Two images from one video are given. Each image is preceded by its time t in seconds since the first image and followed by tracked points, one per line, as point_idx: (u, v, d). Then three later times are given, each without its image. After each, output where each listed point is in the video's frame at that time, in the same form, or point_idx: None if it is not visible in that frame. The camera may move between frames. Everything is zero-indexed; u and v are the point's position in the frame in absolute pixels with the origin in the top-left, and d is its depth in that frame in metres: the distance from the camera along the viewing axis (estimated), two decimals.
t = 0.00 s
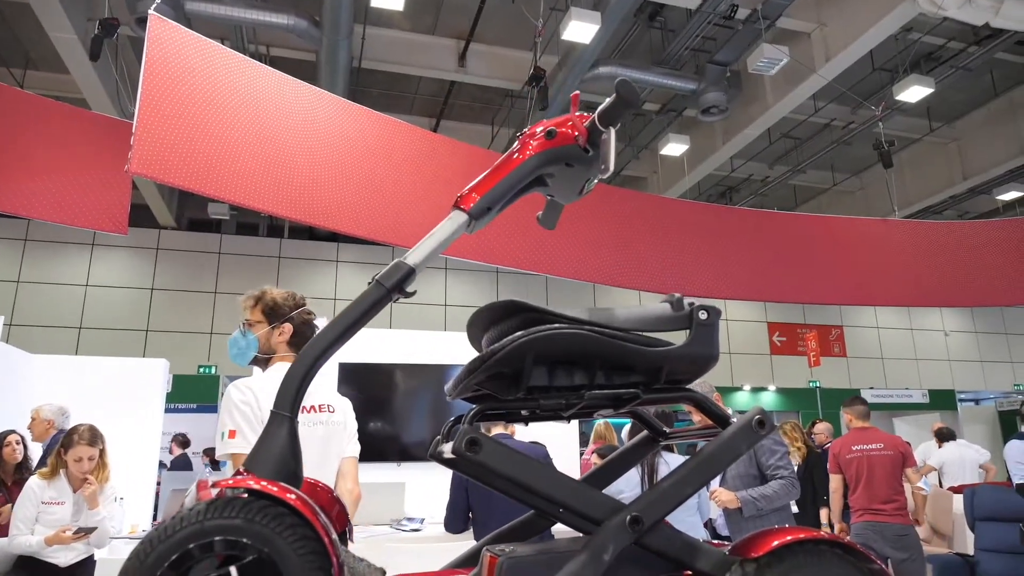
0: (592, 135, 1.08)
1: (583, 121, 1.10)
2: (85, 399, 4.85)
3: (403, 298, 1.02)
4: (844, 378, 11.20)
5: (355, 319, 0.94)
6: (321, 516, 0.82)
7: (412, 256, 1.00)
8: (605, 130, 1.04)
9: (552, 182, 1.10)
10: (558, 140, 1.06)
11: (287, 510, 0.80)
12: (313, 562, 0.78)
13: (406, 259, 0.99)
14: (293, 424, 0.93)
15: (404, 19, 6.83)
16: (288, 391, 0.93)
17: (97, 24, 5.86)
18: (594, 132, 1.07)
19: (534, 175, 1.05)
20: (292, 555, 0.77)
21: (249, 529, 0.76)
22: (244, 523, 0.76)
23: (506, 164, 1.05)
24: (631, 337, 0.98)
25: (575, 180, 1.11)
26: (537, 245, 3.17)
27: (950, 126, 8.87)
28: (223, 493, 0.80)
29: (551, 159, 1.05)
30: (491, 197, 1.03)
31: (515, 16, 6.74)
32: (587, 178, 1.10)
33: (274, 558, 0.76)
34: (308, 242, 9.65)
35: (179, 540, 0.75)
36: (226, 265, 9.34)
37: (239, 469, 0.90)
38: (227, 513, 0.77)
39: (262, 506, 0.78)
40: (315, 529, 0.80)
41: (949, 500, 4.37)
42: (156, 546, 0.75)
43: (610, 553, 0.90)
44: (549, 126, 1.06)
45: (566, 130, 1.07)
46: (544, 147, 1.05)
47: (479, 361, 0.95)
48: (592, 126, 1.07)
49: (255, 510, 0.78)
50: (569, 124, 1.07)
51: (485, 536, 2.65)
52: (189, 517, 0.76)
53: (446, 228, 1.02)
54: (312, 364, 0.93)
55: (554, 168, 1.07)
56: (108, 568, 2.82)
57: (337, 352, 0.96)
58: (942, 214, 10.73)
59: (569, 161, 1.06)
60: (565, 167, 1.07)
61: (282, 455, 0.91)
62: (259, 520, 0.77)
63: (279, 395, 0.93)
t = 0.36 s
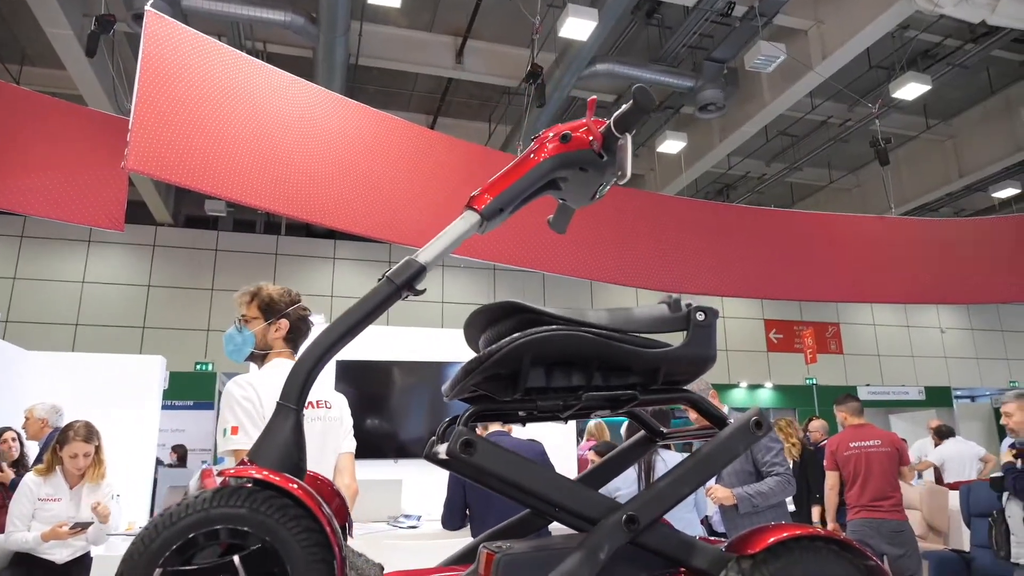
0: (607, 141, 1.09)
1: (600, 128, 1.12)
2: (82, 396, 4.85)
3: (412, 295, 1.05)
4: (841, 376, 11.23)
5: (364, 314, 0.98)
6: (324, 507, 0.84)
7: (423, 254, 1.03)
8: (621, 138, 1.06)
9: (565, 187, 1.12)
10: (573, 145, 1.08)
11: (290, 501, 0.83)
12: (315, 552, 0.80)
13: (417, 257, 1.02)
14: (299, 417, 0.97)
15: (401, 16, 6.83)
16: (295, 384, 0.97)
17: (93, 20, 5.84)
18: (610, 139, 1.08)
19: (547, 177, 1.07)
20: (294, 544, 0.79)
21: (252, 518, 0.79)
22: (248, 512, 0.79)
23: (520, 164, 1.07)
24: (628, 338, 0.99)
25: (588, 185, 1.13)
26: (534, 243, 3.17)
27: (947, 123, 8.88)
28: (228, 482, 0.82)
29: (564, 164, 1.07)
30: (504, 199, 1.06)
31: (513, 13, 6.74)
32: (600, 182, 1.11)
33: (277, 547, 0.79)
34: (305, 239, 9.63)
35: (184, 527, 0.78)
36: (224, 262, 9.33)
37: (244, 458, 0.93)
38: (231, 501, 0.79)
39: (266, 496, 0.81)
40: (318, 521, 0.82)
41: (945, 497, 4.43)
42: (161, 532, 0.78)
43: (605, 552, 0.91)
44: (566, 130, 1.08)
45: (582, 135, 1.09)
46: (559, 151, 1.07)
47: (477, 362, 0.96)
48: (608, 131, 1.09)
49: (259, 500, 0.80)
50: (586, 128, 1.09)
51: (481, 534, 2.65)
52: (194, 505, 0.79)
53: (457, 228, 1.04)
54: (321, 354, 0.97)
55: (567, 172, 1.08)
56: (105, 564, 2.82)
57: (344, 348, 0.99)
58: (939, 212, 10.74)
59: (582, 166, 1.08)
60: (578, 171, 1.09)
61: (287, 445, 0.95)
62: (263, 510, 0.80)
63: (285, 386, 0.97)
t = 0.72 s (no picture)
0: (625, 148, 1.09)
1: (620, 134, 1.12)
2: (81, 393, 4.85)
3: (425, 294, 1.06)
4: (839, 374, 11.25)
5: (376, 311, 0.99)
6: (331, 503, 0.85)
7: (437, 254, 1.04)
8: (638, 146, 1.05)
9: (580, 192, 1.12)
10: (589, 151, 1.07)
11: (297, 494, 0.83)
12: (320, 545, 0.81)
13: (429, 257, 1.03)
14: (307, 410, 0.97)
15: (399, 14, 6.81)
16: (302, 382, 0.97)
17: (92, 17, 5.84)
18: (627, 146, 1.07)
19: (563, 183, 1.08)
20: (300, 536, 0.80)
21: (259, 509, 0.79)
22: (255, 502, 0.80)
23: (536, 169, 1.08)
24: (627, 341, 1.00)
25: (603, 192, 1.12)
26: (531, 242, 3.17)
27: (945, 122, 8.89)
28: (236, 471, 0.83)
29: (581, 170, 1.07)
30: (518, 203, 1.07)
31: (512, 11, 6.73)
32: (616, 190, 1.11)
33: (284, 540, 0.79)
34: (303, 237, 9.62)
35: (192, 515, 0.79)
36: (222, 260, 9.32)
37: (253, 451, 0.93)
38: (239, 491, 0.80)
39: (274, 488, 0.82)
40: (324, 514, 0.83)
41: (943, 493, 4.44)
42: (169, 518, 0.79)
43: (602, 552, 0.92)
44: (584, 135, 1.08)
45: (600, 141, 1.08)
46: (576, 156, 1.07)
47: (476, 365, 0.96)
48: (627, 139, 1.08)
49: (267, 491, 0.81)
50: (604, 134, 1.09)
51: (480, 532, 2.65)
52: (203, 493, 0.80)
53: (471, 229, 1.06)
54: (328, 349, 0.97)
55: (583, 178, 1.09)
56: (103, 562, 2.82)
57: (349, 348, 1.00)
58: (937, 209, 10.75)
59: (599, 173, 1.07)
60: (594, 178, 1.09)
61: (294, 437, 0.95)
62: (270, 501, 0.80)
63: (293, 381, 0.97)
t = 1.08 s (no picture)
0: (641, 157, 1.11)
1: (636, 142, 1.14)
2: (77, 391, 4.84)
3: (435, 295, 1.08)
4: (836, 373, 11.26)
5: (384, 310, 1.01)
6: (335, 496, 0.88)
7: (448, 254, 1.06)
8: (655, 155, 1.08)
9: (594, 200, 1.14)
10: (604, 158, 1.10)
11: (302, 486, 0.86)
12: (322, 538, 0.83)
13: (441, 257, 1.05)
14: (313, 405, 0.98)
15: (398, 12, 6.79)
16: (310, 374, 0.98)
17: (88, 13, 5.82)
18: (644, 155, 1.11)
19: (578, 189, 1.10)
20: (303, 529, 0.83)
21: (265, 500, 0.82)
22: (261, 494, 0.82)
23: (552, 173, 1.10)
24: (626, 344, 1.01)
25: (617, 200, 1.15)
26: (528, 239, 3.16)
27: (942, 122, 8.91)
28: (242, 461, 0.86)
29: (597, 177, 1.10)
30: (533, 206, 1.09)
31: (511, 10, 6.72)
32: (629, 197, 1.14)
33: (288, 531, 0.82)
34: (301, 235, 9.60)
35: (197, 503, 0.81)
36: (219, 258, 9.30)
37: (256, 441, 0.94)
38: (245, 482, 0.83)
39: (279, 480, 0.85)
40: (327, 508, 0.86)
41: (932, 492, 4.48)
42: (174, 505, 0.81)
43: (597, 551, 0.93)
44: (600, 142, 1.11)
45: (615, 149, 1.11)
46: (591, 164, 1.10)
47: (473, 368, 0.97)
48: (642, 148, 1.11)
49: (273, 482, 0.84)
50: (621, 142, 1.12)
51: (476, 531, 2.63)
52: (209, 481, 0.83)
53: (486, 230, 1.08)
54: (340, 342, 0.99)
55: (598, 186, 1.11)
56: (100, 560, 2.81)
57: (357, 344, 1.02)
58: (935, 209, 10.77)
59: (614, 181, 1.10)
60: (608, 186, 1.11)
61: (298, 431, 0.95)
62: (275, 493, 0.83)
63: (301, 373, 0.98)
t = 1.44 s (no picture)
0: (656, 166, 1.16)
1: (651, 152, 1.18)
2: (73, 389, 4.83)
3: (444, 293, 1.11)
4: (832, 371, 11.28)
5: (395, 305, 1.04)
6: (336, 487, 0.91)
7: (459, 255, 1.09)
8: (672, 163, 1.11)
9: (607, 206, 1.17)
10: (621, 165, 1.13)
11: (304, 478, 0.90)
12: (325, 528, 0.87)
13: (452, 257, 1.09)
14: (320, 397, 1.02)
15: (394, 9, 6.78)
16: (317, 365, 1.03)
17: (82, 10, 5.79)
18: (661, 163, 1.14)
19: (592, 194, 1.13)
20: (306, 518, 0.86)
21: (270, 489, 0.86)
22: (266, 484, 0.86)
23: (566, 176, 1.13)
24: (621, 346, 1.02)
25: (630, 208, 1.18)
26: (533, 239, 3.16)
27: (938, 120, 8.93)
28: (249, 449, 0.89)
29: (611, 183, 1.13)
30: (546, 210, 1.11)
31: (507, 7, 6.71)
32: (642, 205, 1.18)
33: (291, 521, 0.86)
34: (297, 233, 9.58)
35: (203, 489, 0.85)
36: (215, 255, 9.27)
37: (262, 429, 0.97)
38: (251, 470, 0.86)
39: (284, 470, 0.88)
40: (331, 499, 0.90)
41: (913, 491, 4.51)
42: (181, 490, 0.84)
43: (591, 550, 0.93)
44: (616, 150, 1.14)
45: (630, 156, 1.14)
46: (606, 170, 1.13)
47: (470, 369, 0.97)
48: (658, 157, 1.14)
49: (278, 472, 0.88)
50: (637, 151, 1.16)
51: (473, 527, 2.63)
52: (216, 468, 0.86)
53: (501, 231, 1.11)
54: (349, 334, 1.04)
55: (612, 192, 1.14)
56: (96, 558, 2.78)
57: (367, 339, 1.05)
58: (930, 208, 10.79)
59: (628, 188, 1.14)
60: (622, 192, 1.14)
61: (304, 422, 0.99)
62: (279, 483, 0.87)
63: (310, 363, 1.03)
